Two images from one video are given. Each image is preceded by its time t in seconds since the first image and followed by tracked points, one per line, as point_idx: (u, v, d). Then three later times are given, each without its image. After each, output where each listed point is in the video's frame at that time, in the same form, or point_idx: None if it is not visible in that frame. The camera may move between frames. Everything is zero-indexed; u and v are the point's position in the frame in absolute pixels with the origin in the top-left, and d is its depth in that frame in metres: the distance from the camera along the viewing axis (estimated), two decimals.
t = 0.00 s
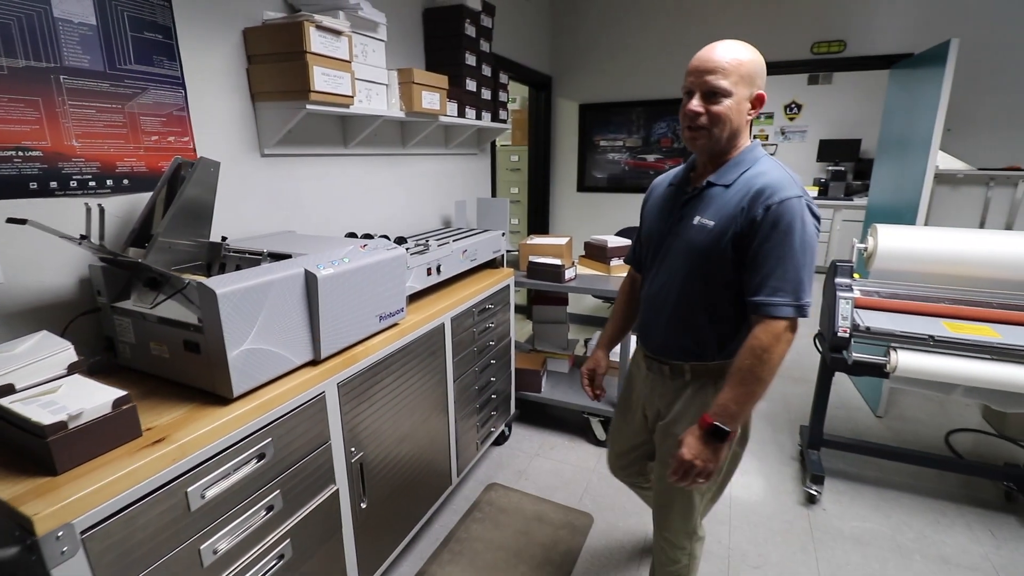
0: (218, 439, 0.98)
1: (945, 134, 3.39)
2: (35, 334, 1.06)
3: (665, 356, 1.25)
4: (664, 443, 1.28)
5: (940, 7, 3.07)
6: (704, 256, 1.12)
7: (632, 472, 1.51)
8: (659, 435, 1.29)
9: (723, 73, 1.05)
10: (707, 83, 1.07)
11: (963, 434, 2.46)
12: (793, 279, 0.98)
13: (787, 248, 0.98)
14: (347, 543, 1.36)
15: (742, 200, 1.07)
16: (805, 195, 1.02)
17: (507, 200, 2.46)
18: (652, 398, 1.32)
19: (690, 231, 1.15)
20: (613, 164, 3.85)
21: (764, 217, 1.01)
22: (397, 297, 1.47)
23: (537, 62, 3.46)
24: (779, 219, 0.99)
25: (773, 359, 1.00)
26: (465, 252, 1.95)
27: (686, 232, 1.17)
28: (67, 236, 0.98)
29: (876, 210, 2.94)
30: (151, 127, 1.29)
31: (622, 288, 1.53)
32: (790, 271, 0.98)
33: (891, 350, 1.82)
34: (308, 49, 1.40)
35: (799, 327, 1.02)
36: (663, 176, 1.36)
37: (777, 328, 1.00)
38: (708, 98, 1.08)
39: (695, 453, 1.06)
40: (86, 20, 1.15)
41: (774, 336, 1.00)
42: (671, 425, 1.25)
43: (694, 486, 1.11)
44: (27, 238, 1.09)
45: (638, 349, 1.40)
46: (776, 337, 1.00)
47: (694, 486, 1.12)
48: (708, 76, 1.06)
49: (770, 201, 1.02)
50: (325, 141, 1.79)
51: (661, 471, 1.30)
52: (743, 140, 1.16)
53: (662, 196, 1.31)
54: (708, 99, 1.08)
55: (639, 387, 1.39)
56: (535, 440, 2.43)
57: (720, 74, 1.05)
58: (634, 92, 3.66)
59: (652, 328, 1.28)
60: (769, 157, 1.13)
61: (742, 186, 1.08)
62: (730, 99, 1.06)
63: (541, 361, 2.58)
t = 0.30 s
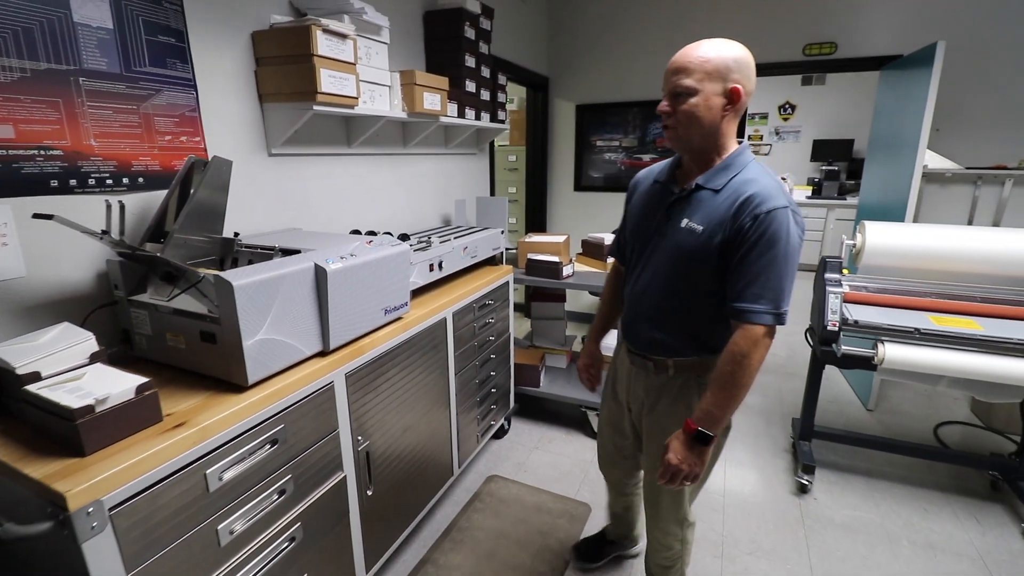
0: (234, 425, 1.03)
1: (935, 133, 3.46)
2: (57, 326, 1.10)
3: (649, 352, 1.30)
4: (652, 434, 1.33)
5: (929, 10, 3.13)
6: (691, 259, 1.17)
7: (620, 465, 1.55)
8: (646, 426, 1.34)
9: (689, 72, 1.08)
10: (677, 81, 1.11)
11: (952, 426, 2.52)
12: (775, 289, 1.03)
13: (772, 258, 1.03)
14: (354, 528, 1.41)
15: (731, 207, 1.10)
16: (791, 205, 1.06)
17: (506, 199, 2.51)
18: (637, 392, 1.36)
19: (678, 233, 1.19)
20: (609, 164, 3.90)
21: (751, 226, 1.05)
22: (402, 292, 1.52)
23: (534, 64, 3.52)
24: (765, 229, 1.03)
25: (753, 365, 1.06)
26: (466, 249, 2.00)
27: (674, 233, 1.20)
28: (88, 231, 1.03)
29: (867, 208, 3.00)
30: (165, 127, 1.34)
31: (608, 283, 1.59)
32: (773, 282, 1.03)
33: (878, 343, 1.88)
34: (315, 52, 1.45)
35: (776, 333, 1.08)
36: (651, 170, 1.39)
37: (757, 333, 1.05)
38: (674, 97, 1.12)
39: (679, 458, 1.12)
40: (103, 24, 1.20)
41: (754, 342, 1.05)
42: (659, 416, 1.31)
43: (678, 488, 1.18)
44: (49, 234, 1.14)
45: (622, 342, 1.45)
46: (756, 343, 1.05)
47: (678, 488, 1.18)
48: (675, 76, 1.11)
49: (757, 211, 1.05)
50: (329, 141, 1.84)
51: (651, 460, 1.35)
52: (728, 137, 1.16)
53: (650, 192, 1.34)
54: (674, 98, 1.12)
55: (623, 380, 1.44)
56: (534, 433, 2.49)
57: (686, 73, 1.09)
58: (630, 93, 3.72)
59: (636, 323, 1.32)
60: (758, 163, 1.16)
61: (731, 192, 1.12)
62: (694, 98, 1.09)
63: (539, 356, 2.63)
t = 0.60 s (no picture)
0: (246, 414, 1.08)
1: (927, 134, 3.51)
2: (74, 320, 1.15)
3: (631, 347, 1.34)
4: (639, 426, 1.36)
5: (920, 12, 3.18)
6: (672, 258, 1.21)
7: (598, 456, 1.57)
8: (632, 419, 1.38)
9: (650, 79, 1.14)
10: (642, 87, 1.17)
11: (942, 421, 2.57)
12: (757, 284, 1.10)
13: (752, 256, 1.09)
14: (358, 517, 1.45)
15: (708, 207, 1.15)
16: (761, 203, 1.13)
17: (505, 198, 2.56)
18: (619, 387, 1.40)
19: (657, 233, 1.23)
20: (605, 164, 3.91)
21: (731, 226, 1.11)
22: (404, 288, 1.56)
23: (532, 65, 3.56)
24: (743, 228, 1.09)
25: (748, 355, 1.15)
26: (465, 247, 2.04)
27: (653, 233, 1.23)
28: (105, 228, 1.07)
29: (859, 208, 3.06)
30: (175, 129, 1.38)
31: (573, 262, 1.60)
32: (755, 278, 1.10)
33: (867, 338, 1.94)
34: (319, 55, 1.49)
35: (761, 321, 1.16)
36: (617, 169, 1.42)
37: (745, 326, 1.13)
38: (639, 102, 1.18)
39: (699, 442, 1.26)
40: (117, 29, 1.24)
41: (744, 334, 1.14)
42: (644, 408, 1.34)
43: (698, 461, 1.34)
44: (65, 231, 1.19)
45: (600, 337, 1.48)
46: (748, 334, 1.14)
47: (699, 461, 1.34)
48: (639, 83, 1.17)
49: (735, 211, 1.11)
50: (332, 141, 1.88)
51: (639, 450, 1.39)
52: (695, 139, 1.20)
53: (619, 190, 1.36)
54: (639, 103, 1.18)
55: (602, 377, 1.47)
56: (532, 428, 2.53)
57: (648, 80, 1.15)
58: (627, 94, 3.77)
59: (617, 320, 1.36)
60: (726, 164, 1.22)
61: (706, 193, 1.16)
62: (655, 103, 1.14)
63: (537, 353, 2.68)
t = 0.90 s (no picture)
0: (254, 404, 1.11)
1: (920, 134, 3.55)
2: (85, 314, 1.18)
3: (603, 335, 1.39)
4: (615, 414, 1.40)
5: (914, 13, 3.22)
6: (642, 246, 1.30)
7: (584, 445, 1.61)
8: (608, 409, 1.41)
9: (626, 78, 1.24)
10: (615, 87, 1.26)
11: (933, 416, 2.61)
12: (720, 263, 1.26)
13: (714, 239, 1.24)
14: (360, 507, 1.49)
15: (673, 197, 1.27)
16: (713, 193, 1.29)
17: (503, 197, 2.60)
18: (591, 377, 1.44)
19: (627, 224, 1.30)
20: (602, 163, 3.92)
21: (696, 213, 1.24)
22: (405, 284, 1.59)
23: (530, 65, 3.60)
24: (707, 214, 1.24)
25: (719, 327, 1.29)
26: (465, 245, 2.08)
27: (622, 224, 1.31)
28: (117, 225, 1.10)
29: (852, 207, 3.10)
30: (182, 128, 1.41)
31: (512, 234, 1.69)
32: (717, 258, 1.25)
33: (858, 334, 1.98)
34: (323, 57, 1.53)
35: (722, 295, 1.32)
36: (573, 168, 1.49)
37: (712, 300, 1.27)
38: (617, 99, 1.26)
39: (684, 418, 1.36)
40: (125, 30, 1.27)
41: (714, 306, 1.28)
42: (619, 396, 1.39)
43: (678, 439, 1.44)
44: (75, 227, 1.22)
45: (567, 329, 1.52)
46: (718, 307, 1.28)
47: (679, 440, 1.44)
48: (614, 82, 1.25)
49: (699, 199, 1.25)
50: (334, 141, 1.92)
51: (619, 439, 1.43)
52: (652, 139, 1.34)
53: (579, 187, 1.43)
54: (617, 100, 1.26)
55: (574, 370, 1.50)
56: (531, 424, 2.57)
57: (625, 80, 1.25)
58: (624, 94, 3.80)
59: (588, 311, 1.40)
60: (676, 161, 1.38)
61: (669, 184, 1.28)
62: (634, 100, 1.25)
63: (535, 349, 2.72)
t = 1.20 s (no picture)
0: (260, 397, 1.14)
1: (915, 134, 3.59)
2: (94, 309, 1.21)
3: (582, 327, 1.45)
4: (599, 400, 1.45)
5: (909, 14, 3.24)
6: (614, 240, 1.37)
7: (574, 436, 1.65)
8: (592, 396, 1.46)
9: (601, 82, 1.33)
10: (590, 91, 1.34)
11: (928, 413, 2.64)
12: (684, 250, 1.36)
13: (678, 228, 1.34)
14: (363, 501, 1.52)
15: (639, 192, 1.36)
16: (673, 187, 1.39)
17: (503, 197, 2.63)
18: (573, 366, 1.49)
19: (598, 220, 1.38)
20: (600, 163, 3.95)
21: (661, 206, 1.33)
22: (406, 282, 1.62)
23: (528, 66, 3.63)
24: (669, 206, 1.33)
25: (681, 306, 1.39)
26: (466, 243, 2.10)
27: (594, 220, 1.38)
28: (126, 222, 1.13)
29: (848, 207, 3.13)
30: (188, 128, 1.44)
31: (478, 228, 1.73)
32: (681, 246, 1.35)
33: (852, 332, 2.01)
34: (326, 58, 1.56)
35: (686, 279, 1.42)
36: (541, 170, 1.56)
37: (676, 284, 1.38)
38: (591, 101, 1.34)
39: (646, 389, 1.40)
40: (133, 33, 1.30)
41: (678, 289, 1.38)
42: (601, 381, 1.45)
43: (642, 418, 1.47)
44: (85, 225, 1.24)
45: (547, 322, 1.58)
46: (681, 290, 1.39)
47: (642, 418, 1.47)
48: (590, 85, 1.33)
49: (662, 193, 1.34)
50: (336, 141, 1.94)
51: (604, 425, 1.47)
52: (617, 142, 1.44)
53: (549, 188, 1.50)
54: (592, 102, 1.34)
55: (556, 362, 1.56)
56: (529, 421, 2.60)
57: (599, 83, 1.33)
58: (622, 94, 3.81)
59: (567, 306, 1.46)
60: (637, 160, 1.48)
61: (634, 181, 1.37)
62: (607, 103, 1.34)
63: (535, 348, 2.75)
